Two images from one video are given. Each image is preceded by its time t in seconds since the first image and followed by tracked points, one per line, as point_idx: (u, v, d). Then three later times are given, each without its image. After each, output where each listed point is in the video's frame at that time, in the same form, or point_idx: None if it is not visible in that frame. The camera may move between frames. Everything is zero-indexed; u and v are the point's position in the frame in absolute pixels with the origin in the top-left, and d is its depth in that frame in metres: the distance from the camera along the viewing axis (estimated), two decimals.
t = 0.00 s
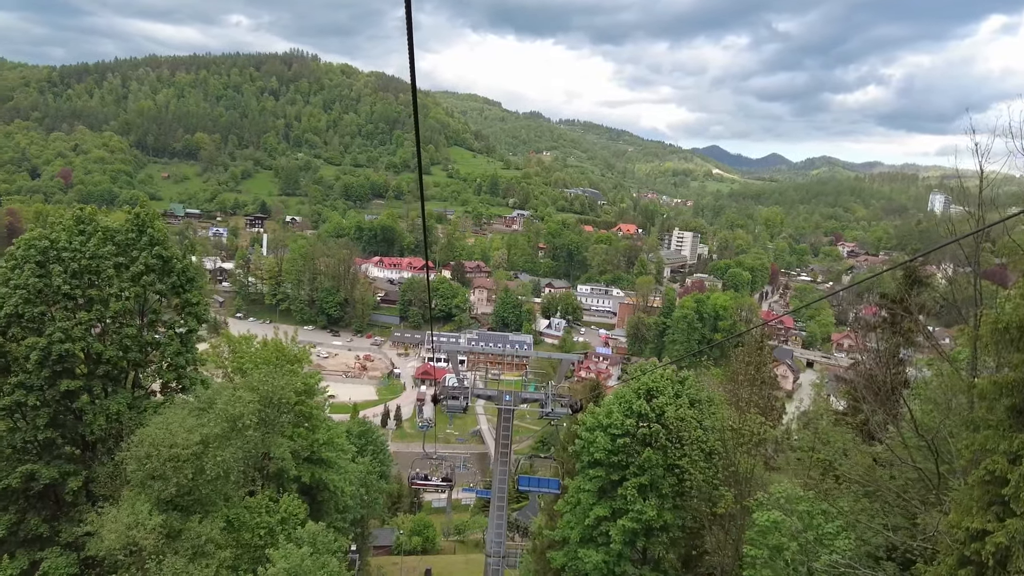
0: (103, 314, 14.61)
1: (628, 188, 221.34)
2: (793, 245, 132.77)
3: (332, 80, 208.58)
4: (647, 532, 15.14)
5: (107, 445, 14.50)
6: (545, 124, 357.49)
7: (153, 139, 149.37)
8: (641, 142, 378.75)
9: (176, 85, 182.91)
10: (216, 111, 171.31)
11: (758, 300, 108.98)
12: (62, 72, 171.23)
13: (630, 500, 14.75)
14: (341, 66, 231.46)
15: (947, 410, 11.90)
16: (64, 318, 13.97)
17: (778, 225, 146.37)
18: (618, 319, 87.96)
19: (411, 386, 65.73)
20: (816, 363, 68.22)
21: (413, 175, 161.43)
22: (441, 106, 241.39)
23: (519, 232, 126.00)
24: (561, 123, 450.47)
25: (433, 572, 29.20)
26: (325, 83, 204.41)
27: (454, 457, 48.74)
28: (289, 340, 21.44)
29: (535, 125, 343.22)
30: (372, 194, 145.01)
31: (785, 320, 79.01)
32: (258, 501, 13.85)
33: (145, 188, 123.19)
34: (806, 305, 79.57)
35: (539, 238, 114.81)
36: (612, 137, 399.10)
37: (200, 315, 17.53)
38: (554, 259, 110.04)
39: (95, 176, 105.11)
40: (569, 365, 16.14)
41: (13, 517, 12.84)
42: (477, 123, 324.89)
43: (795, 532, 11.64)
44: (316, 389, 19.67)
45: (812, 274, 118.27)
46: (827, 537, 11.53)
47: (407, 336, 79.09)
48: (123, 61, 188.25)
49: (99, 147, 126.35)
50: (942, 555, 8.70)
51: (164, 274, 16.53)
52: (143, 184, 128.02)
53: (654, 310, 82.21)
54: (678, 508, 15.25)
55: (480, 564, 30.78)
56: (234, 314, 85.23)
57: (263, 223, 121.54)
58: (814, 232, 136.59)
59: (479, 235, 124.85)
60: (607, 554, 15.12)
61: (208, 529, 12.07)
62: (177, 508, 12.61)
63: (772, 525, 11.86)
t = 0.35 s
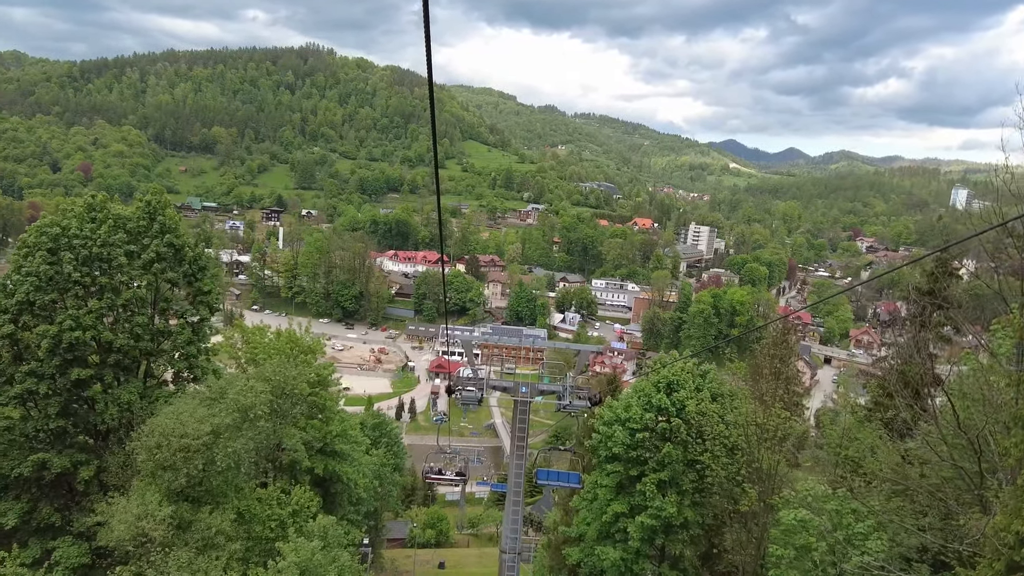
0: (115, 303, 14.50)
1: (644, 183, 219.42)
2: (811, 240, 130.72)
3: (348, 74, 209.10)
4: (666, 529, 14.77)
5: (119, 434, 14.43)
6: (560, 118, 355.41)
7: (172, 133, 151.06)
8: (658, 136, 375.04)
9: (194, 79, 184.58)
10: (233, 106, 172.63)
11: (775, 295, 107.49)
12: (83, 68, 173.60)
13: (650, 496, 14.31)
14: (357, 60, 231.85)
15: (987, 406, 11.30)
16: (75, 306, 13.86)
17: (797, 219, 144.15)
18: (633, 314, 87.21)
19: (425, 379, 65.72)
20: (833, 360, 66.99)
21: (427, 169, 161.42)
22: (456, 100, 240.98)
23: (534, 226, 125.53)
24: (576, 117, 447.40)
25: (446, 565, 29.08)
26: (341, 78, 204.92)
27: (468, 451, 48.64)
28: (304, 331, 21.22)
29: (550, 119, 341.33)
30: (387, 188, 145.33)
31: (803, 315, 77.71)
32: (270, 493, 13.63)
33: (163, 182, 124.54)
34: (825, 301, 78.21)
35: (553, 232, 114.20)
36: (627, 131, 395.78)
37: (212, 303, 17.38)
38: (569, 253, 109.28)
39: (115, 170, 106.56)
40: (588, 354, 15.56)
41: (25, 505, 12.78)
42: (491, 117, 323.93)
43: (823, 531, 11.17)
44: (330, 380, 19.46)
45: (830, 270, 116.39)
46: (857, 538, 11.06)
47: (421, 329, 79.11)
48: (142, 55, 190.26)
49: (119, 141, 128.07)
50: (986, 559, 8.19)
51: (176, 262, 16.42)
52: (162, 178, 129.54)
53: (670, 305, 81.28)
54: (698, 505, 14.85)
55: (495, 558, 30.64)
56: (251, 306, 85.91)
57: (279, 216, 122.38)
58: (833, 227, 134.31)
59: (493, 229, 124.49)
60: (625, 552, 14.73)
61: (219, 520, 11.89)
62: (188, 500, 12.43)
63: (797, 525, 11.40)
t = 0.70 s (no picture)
0: (125, 292, 14.36)
1: (659, 176, 217.52)
2: (829, 234, 128.69)
3: (362, 68, 209.33)
4: (686, 526, 14.29)
5: (128, 424, 14.28)
6: (574, 111, 353.23)
7: (188, 127, 152.36)
8: (673, 129, 371.36)
9: (209, 74, 185.91)
10: (248, 100, 173.65)
11: (792, 290, 105.97)
12: (101, 63, 175.59)
13: (670, 491, 13.82)
14: (371, 54, 232.00)
15: None
16: (84, 295, 13.73)
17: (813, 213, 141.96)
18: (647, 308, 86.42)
19: (439, 372, 65.68)
20: (850, 355, 65.62)
21: (441, 163, 161.14)
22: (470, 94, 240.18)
23: (547, 220, 124.91)
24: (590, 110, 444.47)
25: (459, 559, 28.86)
26: (355, 72, 205.03)
27: (481, 444, 48.51)
28: (316, 322, 20.98)
29: (564, 112, 339.33)
30: (401, 181, 145.46)
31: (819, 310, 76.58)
32: (280, 485, 13.38)
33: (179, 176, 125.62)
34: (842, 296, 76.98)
35: (567, 226, 113.33)
36: (642, 124, 392.51)
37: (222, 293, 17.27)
38: (582, 247, 108.50)
39: (132, 164, 107.63)
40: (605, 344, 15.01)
41: (35, 495, 12.66)
42: (505, 110, 322.83)
43: (852, 531, 10.67)
44: (342, 372, 19.20)
45: (847, 265, 114.63)
46: (889, 539, 10.54)
47: (434, 323, 79.07)
48: (158, 50, 191.94)
49: (136, 136, 129.39)
50: None
51: (186, 251, 16.26)
52: (178, 172, 130.69)
53: (685, 300, 80.41)
54: (717, 502, 14.42)
55: (508, 552, 30.41)
56: (266, 299, 86.44)
57: (294, 210, 122.85)
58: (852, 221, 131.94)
59: (507, 223, 123.90)
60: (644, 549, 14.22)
61: (227, 513, 11.66)
62: (197, 492, 12.23)
63: (827, 523, 10.88)
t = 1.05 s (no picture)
0: (130, 281, 14.18)
1: (671, 170, 215.66)
2: (843, 229, 126.89)
3: (374, 62, 209.14)
4: (702, 524, 13.84)
5: (135, 415, 14.13)
6: (586, 105, 351.08)
7: (201, 121, 153.26)
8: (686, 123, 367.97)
9: (222, 68, 186.70)
10: (260, 94, 174.18)
11: (806, 285, 104.58)
12: (116, 57, 176.94)
13: (686, 489, 13.37)
14: (382, 48, 231.74)
15: None
16: (89, 284, 13.57)
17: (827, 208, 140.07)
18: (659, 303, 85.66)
19: (449, 366, 65.56)
20: (865, 351, 64.41)
21: (452, 157, 160.82)
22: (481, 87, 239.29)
23: (558, 214, 124.19)
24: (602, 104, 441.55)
25: (469, 553, 28.65)
26: (367, 65, 204.92)
27: (492, 438, 48.33)
28: (325, 313, 20.73)
29: (576, 106, 337.40)
30: (412, 175, 145.40)
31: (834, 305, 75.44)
32: (287, 479, 13.09)
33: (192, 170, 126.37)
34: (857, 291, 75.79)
35: (579, 220, 112.62)
36: (655, 118, 389.15)
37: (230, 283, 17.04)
38: (594, 241, 107.62)
39: (145, 157, 108.37)
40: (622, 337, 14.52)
41: (41, 486, 12.57)
42: (517, 104, 321.53)
43: (880, 533, 10.15)
44: (352, 363, 18.95)
45: (861, 260, 112.91)
46: (920, 541, 10.02)
47: (445, 316, 78.90)
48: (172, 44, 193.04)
49: (150, 130, 130.39)
50: None
51: (192, 239, 16.05)
52: (191, 166, 131.59)
53: (698, 295, 79.58)
54: (734, 499, 13.99)
55: (518, 546, 30.17)
56: (278, 292, 86.73)
57: (306, 204, 123.19)
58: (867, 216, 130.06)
59: (518, 218, 123.40)
60: (661, 547, 13.77)
61: (233, 507, 11.42)
62: (202, 484, 11.99)
63: (853, 523, 10.39)
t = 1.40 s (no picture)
0: (135, 271, 14.00)
1: (683, 166, 214.03)
2: (856, 226, 125.35)
3: (385, 57, 209.15)
4: (719, 525, 13.38)
5: (139, 407, 13.95)
6: (597, 101, 349.19)
7: (213, 117, 154.21)
8: (697, 119, 365.08)
9: (234, 64, 187.59)
10: (272, 89, 174.80)
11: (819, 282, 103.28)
12: (129, 53, 178.35)
13: (702, 487, 12.96)
14: (393, 43, 231.67)
15: None
16: (92, 273, 13.41)
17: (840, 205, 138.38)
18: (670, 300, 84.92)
19: (458, 361, 65.39)
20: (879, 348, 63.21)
21: (463, 152, 160.54)
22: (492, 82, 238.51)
23: (569, 210, 123.61)
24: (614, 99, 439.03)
25: (478, 549, 28.38)
26: (378, 60, 204.92)
27: (501, 434, 48.06)
28: (333, 306, 20.46)
29: (587, 101, 335.60)
30: (423, 171, 145.40)
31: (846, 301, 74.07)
32: (293, 473, 12.79)
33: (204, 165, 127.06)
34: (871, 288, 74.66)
35: (589, 216, 111.92)
36: (666, 114, 386.45)
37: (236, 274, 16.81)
38: (605, 237, 106.79)
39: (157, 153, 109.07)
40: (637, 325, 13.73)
41: (44, 479, 12.41)
42: (528, 100, 320.42)
43: (912, 537, 9.61)
44: (361, 356, 18.67)
45: (874, 257, 111.38)
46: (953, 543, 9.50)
47: (455, 312, 78.70)
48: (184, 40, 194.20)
49: (163, 125, 131.34)
50: None
51: (198, 229, 15.84)
52: (203, 161, 132.39)
53: (709, 291, 78.77)
54: (750, 499, 13.58)
55: (528, 543, 29.88)
56: (289, 287, 86.97)
57: (317, 199, 123.47)
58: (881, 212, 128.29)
59: (528, 213, 122.87)
60: (676, 547, 13.33)
61: (236, 501, 11.13)
62: (205, 479, 11.77)
63: (879, 525, 9.93)
